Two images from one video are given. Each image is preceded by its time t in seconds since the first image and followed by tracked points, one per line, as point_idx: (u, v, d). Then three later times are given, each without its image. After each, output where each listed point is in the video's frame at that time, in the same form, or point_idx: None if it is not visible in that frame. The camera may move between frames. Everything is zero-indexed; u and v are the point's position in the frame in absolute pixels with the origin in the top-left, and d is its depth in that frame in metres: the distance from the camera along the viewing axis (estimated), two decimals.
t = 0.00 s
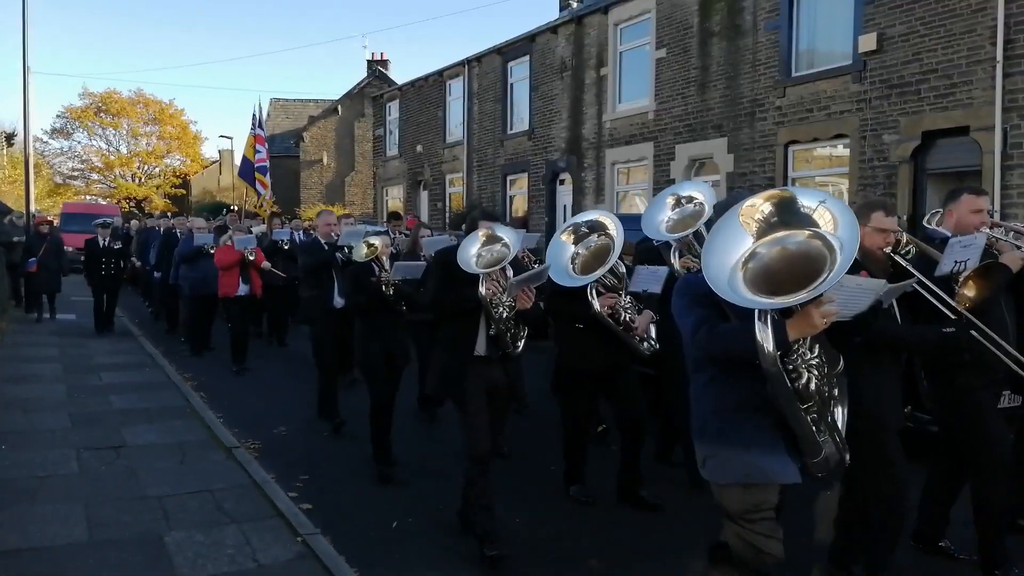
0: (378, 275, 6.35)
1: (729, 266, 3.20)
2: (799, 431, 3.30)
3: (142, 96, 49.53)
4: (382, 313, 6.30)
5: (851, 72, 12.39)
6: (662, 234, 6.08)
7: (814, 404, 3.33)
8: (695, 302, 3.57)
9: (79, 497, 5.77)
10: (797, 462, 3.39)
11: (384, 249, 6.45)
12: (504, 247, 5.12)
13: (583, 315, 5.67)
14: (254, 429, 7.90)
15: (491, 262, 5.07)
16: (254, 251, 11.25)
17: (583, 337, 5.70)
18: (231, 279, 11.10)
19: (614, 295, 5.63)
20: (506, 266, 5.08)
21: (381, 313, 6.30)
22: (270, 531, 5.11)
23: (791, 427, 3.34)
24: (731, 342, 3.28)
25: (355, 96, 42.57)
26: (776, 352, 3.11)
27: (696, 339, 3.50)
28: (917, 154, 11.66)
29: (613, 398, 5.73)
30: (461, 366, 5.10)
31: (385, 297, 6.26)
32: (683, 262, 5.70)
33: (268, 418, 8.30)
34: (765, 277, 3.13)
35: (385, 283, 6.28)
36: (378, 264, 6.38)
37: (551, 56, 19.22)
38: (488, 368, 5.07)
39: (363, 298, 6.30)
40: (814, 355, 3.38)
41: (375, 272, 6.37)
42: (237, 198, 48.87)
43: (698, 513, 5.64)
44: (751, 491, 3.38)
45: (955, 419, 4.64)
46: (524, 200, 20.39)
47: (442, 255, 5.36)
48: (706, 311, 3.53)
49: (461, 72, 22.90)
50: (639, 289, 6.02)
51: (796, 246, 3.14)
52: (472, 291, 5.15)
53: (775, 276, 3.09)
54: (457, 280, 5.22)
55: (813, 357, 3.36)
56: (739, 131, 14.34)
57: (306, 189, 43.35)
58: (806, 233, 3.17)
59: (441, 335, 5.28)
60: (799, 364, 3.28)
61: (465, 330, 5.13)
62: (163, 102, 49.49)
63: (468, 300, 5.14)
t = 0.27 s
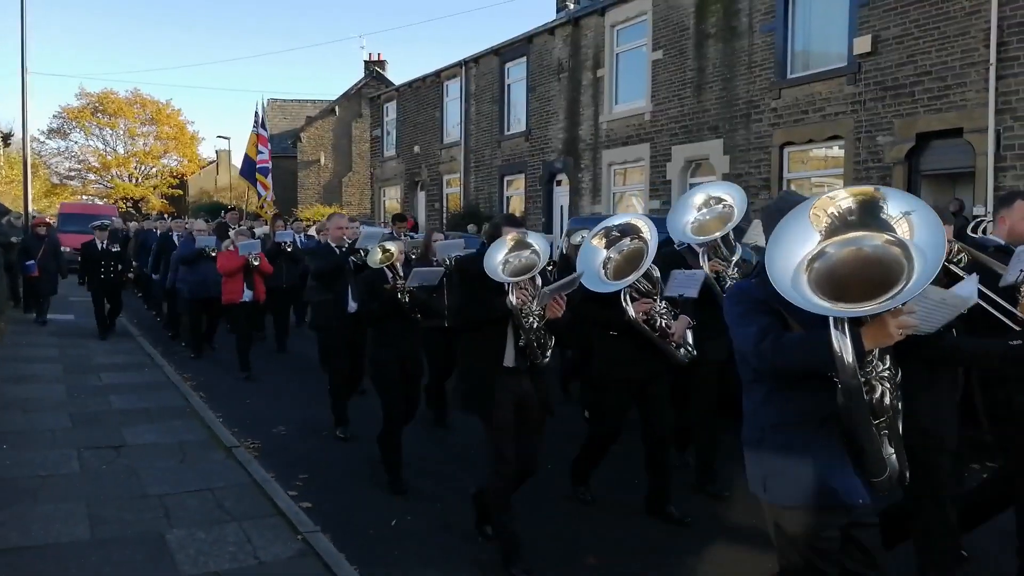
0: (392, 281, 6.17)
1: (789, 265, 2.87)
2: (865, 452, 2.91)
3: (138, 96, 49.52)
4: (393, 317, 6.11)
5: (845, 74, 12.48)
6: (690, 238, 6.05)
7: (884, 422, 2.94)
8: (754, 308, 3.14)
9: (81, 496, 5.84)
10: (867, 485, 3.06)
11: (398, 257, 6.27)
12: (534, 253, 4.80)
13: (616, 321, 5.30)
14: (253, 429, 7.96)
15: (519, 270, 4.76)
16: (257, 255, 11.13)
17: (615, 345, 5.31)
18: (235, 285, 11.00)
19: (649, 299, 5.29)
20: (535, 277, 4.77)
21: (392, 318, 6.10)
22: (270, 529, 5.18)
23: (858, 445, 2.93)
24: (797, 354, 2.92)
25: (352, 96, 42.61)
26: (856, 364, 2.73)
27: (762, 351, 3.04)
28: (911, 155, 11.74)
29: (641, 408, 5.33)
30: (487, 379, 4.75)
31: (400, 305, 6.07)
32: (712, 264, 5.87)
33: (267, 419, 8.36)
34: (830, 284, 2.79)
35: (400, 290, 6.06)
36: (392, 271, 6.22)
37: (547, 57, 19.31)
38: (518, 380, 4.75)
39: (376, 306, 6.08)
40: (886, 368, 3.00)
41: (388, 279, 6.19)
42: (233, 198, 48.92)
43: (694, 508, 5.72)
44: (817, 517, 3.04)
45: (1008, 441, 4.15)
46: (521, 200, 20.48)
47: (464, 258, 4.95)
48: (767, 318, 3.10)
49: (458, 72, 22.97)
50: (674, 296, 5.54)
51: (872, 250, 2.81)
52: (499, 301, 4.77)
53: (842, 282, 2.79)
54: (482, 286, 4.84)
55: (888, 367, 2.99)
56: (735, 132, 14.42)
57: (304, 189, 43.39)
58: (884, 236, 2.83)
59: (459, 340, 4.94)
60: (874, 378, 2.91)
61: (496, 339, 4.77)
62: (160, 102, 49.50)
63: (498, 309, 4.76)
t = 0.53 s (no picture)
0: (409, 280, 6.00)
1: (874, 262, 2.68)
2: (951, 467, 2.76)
3: (135, 95, 49.46)
4: (411, 317, 5.93)
5: (843, 75, 12.52)
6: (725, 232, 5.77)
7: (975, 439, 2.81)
8: (830, 314, 2.93)
9: (83, 495, 5.86)
10: (951, 504, 2.81)
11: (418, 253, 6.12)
12: (575, 255, 4.57)
13: (649, 324, 5.11)
14: (253, 428, 7.99)
15: (560, 270, 4.50)
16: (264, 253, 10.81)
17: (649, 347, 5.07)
18: (238, 283, 10.56)
19: (683, 301, 5.12)
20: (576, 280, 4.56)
21: (409, 320, 5.92)
22: (270, 527, 5.22)
23: (947, 462, 2.75)
24: (883, 364, 2.72)
25: (350, 95, 42.60)
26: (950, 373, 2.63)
27: (842, 356, 2.83)
28: (908, 155, 11.80)
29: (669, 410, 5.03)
30: (518, 386, 4.54)
31: (418, 304, 5.90)
32: (747, 261, 5.70)
33: (267, 418, 8.38)
34: (914, 286, 2.60)
35: (422, 289, 5.90)
36: (411, 268, 6.04)
37: (546, 57, 19.34)
38: (548, 388, 4.52)
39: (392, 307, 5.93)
40: (974, 380, 2.86)
41: (405, 278, 6.02)
42: (231, 197, 48.90)
43: (692, 507, 5.74)
44: (894, 537, 2.81)
45: None
46: (519, 199, 20.51)
47: (499, 259, 4.74)
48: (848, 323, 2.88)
49: (457, 72, 22.99)
50: (710, 297, 5.33)
51: (964, 252, 2.60)
52: (535, 302, 4.55)
53: (926, 285, 2.60)
54: (516, 288, 4.64)
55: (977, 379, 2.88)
56: (733, 132, 14.46)
57: (301, 188, 43.36)
58: (979, 237, 2.61)
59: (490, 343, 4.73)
60: (965, 391, 2.78)
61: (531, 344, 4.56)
62: (158, 101, 49.45)
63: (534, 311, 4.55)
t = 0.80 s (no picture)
0: (438, 287, 5.64)
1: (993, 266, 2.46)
2: None
3: (129, 94, 49.32)
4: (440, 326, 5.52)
5: (839, 75, 12.54)
6: (770, 235, 5.47)
7: None
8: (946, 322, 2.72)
9: (80, 496, 5.84)
10: None
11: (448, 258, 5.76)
12: (633, 257, 4.14)
13: (689, 334, 4.75)
14: (250, 428, 7.97)
15: (616, 274, 4.10)
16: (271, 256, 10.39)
17: (687, 360, 4.75)
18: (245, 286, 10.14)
19: (725, 307, 4.76)
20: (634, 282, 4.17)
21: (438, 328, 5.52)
22: (270, 528, 5.20)
23: None
24: (1014, 376, 2.51)
25: (345, 94, 42.53)
26: None
27: (961, 368, 2.61)
28: (905, 155, 11.81)
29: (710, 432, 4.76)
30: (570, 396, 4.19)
31: (447, 310, 5.51)
32: (796, 266, 5.34)
33: (263, 418, 8.36)
34: None
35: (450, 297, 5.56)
36: (440, 274, 5.70)
37: (542, 56, 19.33)
38: (603, 402, 4.17)
39: (422, 314, 5.56)
40: None
41: (434, 284, 5.66)
42: (226, 196, 48.80)
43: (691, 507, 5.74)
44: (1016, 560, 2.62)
45: None
46: (516, 199, 20.50)
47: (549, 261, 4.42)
48: (968, 333, 2.67)
49: (453, 71, 22.97)
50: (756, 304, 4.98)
51: None
52: (587, 307, 4.20)
53: None
54: (567, 295, 4.29)
55: None
56: (729, 131, 14.47)
57: (296, 188, 43.28)
58: None
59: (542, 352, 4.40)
60: None
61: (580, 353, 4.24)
62: (152, 100, 49.32)
63: (585, 319, 4.17)
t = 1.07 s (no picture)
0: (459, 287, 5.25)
1: None
2: None
3: (120, 92, 49.10)
4: (463, 329, 5.22)
5: (832, 74, 12.57)
6: (805, 233, 5.02)
7: None
8: None
9: (74, 495, 5.82)
10: None
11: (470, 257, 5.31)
12: (678, 256, 3.86)
13: (723, 336, 4.46)
14: (244, 427, 7.95)
15: (658, 274, 3.83)
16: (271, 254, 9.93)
17: (723, 364, 4.49)
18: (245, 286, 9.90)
19: (761, 307, 4.44)
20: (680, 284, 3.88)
21: (459, 332, 5.22)
22: (265, 527, 5.19)
23: None
24: None
25: (338, 92, 42.43)
26: None
27: None
28: (897, 154, 11.85)
29: (744, 439, 4.73)
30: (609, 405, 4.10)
31: (468, 312, 5.16)
32: (834, 264, 5.00)
33: (257, 418, 8.34)
34: None
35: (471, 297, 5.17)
36: (461, 273, 5.28)
37: (535, 55, 19.33)
38: (644, 407, 4.12)
39: (440, 316, 5.20)
40: None
41: (455, 284, 5.28)
42: (218, 195, 48.65)
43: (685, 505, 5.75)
44: None
45: None
46: (509, 198, 20.49)
47: (586, 258, 4.22)
48: None
49: (446, 70, 22.94)
50: (791, 305, 4.74)
51: None
52: (629, 312, 4.00)
53: None
54: (607, 297, 4.09)
55: None
56: (722, 130, 14.49)
57: (289, 187, 43.16)
58: None
59: (574, 352, 4.26)
60: None
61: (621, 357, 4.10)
62: (143, 98, 49.11)
63: (626, 321, 4.00)
